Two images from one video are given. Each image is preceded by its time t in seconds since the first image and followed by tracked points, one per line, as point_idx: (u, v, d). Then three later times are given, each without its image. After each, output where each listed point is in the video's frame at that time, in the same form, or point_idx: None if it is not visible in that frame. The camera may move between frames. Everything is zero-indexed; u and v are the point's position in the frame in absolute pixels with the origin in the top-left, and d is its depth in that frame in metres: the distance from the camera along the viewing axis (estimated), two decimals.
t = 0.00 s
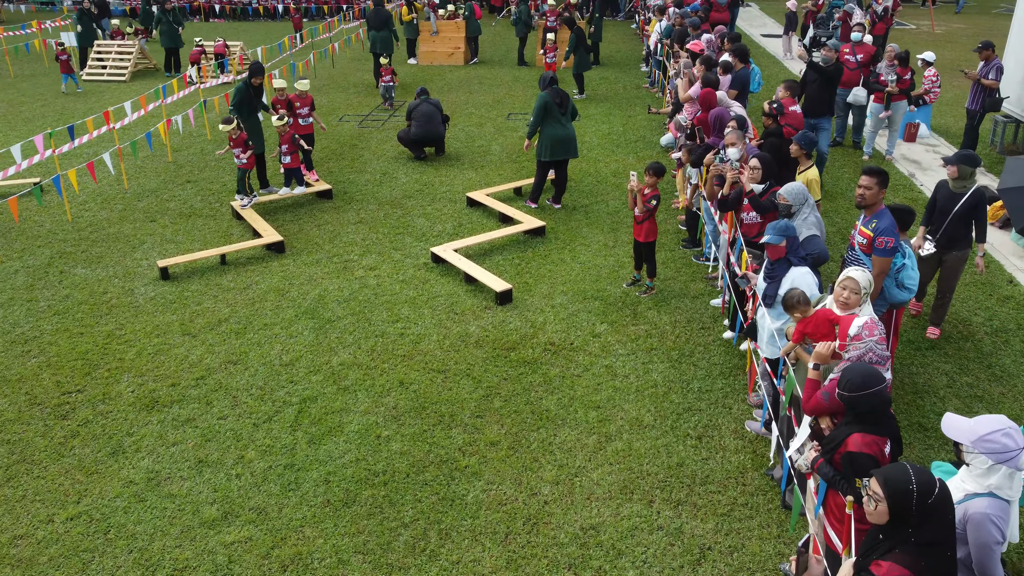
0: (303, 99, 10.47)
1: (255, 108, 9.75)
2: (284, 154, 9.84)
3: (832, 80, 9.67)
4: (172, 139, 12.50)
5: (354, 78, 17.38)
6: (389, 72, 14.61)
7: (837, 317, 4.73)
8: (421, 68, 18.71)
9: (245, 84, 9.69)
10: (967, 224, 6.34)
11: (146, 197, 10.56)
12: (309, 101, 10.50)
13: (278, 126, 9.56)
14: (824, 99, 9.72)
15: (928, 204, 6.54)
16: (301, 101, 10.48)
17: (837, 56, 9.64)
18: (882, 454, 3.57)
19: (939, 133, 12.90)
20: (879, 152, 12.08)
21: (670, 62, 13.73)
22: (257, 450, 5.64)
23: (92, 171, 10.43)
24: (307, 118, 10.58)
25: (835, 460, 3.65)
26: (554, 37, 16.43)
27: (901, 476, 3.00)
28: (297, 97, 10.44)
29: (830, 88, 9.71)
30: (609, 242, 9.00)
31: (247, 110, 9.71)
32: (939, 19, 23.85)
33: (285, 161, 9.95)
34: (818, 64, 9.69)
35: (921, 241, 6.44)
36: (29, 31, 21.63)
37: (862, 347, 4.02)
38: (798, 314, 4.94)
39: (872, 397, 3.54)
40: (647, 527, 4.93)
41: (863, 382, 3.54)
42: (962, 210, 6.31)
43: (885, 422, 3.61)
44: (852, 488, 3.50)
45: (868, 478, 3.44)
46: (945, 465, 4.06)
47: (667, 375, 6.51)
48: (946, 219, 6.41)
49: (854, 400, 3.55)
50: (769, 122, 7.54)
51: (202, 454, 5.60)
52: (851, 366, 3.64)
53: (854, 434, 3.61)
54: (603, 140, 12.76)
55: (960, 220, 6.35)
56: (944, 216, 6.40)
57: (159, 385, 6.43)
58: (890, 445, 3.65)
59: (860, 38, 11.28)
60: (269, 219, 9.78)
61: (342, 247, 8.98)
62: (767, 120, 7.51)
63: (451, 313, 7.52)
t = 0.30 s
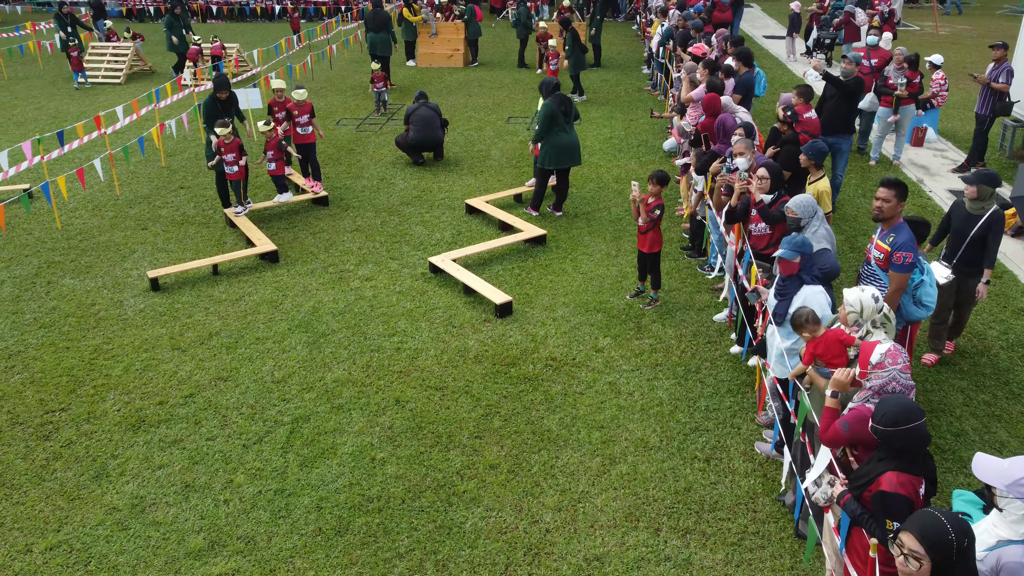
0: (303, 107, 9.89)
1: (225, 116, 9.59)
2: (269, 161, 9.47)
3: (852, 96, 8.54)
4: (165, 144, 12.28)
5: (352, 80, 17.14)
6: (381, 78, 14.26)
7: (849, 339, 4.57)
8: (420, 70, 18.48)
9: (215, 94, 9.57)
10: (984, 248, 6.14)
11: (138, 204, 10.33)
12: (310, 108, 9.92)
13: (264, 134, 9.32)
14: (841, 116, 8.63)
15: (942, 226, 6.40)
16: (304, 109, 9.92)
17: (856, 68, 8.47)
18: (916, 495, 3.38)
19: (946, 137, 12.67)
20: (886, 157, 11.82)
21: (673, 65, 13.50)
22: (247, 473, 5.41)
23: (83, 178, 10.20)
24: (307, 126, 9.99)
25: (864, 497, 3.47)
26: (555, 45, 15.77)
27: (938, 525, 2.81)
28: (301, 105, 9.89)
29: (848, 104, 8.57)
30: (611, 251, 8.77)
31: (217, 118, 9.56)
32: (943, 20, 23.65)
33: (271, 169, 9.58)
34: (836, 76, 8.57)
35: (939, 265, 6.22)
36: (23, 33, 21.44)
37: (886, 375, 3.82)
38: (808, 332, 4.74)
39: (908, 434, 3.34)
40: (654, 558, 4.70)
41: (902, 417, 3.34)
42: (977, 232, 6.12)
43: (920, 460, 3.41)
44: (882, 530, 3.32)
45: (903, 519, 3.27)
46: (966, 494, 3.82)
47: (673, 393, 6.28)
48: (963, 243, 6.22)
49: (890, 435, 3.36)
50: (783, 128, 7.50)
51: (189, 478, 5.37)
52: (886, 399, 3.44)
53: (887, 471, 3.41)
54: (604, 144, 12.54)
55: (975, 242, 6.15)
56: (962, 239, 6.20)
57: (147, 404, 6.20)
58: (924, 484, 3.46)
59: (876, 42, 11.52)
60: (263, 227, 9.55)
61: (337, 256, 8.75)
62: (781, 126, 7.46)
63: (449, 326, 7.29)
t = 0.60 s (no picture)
0: (302, 114, 9.63)
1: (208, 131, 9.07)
2: (258, 169, 9.19)
3: (863, 112, 8.13)
4: (159, 148, 12.07)
5: (350, 82, 16.94)
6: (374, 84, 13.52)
7: (857, 368, 4.32)
8: (419, 72, 18.28)
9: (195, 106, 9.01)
10: (1020, 279, 5.54)
11: (131, 210, 10.13)
12: (309, 116, 9.66)
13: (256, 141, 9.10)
14: (852, 132, 8.18)
15: (973, 255, 5.84)
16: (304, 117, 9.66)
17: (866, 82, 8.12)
18: (946, 535, 3.19)
19: (955, 142, 12.45)
20: (893, 162, 11.62)
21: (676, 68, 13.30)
22: (237, 498, 5.20)
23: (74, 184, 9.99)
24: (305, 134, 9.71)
25: (889, 538, 3.28)
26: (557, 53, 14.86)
27: None
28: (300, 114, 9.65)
29: (859, 122, 8.15)
30: (615, 260, 8.55)
31: (199, 133, 9.03)
32: (947, 21, 23.45)
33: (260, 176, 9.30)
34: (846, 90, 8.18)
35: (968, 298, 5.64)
36: (18, 34, 21.26)
37: (911, 406, 3.62)
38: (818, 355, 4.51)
39: (937, 472, 3.14)
40: None
41: (929, 454, 3.14)
42: (1012, 264, 5.54)
43: (950, 499, 3.21)
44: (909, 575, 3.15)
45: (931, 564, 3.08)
46: (991, 524, 3.44)
47: (680, 411, 6.07)
48: (996, 275, 5.64)
49: (916, 473, 3.16)
50: (793, 136, 7.32)
51: (177, 503, 5.16)
52: (913, 435, 3.24)
53: (914, 510, 3.22)
54: (606, 149, 12.32)
55: (1009, 276, 5.57)
56: (995, 271, 5.63)
57: (135, 422, 5.99)
58: (954, 522, 3.27)
59: (887, 47, 11.43)
60: (259, 235, 9.34)
61: (333, 265, 8.54)
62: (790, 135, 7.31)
63: (448, 339, 7.08)
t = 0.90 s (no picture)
0: (297, 122, 9.33)
1: (183, 145, 8.55)
2: (248, 178, 9.00)
3: (891, 132, 7.29)
4: (153, 153, 11.86)
5: (348, 85, 16.74)
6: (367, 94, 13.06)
7: (873, 400, 4.16)
8: (418, 74, 18.09)
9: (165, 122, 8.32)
10: None
11: (124, 217, 9.93)
12: (304, 124, 9.37)
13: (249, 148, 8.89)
14: (878, 155, 7.40)
15: None
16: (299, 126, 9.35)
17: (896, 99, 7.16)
18: None
19: (962, 146, 12.26)
20: (900, 167, 11.45)
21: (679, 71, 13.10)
22: (227, 523, 5.00)
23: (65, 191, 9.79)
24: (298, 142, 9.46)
25: None
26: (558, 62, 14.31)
27: None
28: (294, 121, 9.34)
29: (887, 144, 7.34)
30: (618, 270, 8.35)
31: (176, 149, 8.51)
32: (950, 23, 23.31)
33: (252, 185, 9.10)
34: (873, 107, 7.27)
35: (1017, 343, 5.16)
36: (13, 35, 21.06)
37: (936, 440, 3.43)
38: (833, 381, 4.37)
39: (964, 513, 2.94)
40: None
41: (955, 493, 2.94)
42: None
43: (977, 541, 3.00)
44: None
45: None
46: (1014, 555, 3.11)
47: (687, 429, 5.87)
48: None
49: (940, 514, 2.97)
50: (795, 146, 7.06)
51: (164, 528, 4.96)
52: (937, 472, 3.05)
53: (938, 553, 3.02)
54: (608, 153, 12.13)
55: None
56: None
57: (122, 441, 5.79)
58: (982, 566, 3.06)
59: (898, 51, 11.13)
60: (254, 243, 9.15)
61: (330, 275, 8.34)
62: (791, 143, 7.07)
63: (447, 352, 6.88)
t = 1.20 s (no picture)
0: (286, 127, 9.08)
1: (178, 153, 8.30)
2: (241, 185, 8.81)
3: (905, 151, 7.03)
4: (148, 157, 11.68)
5: (347, 87, 16.57)
6: (366, 95, 12.90)
7: (898, 426, 3.98)
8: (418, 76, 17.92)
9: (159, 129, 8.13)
10: None
11: (117, 223, 9.75)
12: (294, 128, 9.14)
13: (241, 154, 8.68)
14: (892, 173, 7.14)
15: None
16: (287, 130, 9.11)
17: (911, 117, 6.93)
18: None
19: (969, 150, 12.08)
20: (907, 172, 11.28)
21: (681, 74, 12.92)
22: (217, 547, 4.81)
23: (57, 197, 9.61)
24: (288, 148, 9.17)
25: None
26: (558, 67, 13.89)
27: None
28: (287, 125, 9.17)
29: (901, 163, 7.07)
30: (621, 278, 8.17)
31: (171, 157, 8.25)
32: (953, 24, 23.13)
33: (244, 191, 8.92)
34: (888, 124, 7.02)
35: None
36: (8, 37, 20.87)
37: (959, 477, 3.24)
38: (858, 402, 4.21)
39: (988, 560, 2.77)
40: None
41: (977, 538, 2.77)
42: None
43: None
44: None
45: None
46: None
47: (693, 446, 5.69)
48: None
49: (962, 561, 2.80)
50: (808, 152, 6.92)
51: (152, 553, 4.78)
52: (959, 515, 2.87)
53: None
54: (610, 157, 11.95)
55: None
56: None
57: (110, 459, 5.60)
58: None
59: (905, 54, 10.88)
60: (249, 250, 8.97)
61: (326, 283, 8.16)
62: (805, 147, 6.89)
63: (446, 365, 6.71)
